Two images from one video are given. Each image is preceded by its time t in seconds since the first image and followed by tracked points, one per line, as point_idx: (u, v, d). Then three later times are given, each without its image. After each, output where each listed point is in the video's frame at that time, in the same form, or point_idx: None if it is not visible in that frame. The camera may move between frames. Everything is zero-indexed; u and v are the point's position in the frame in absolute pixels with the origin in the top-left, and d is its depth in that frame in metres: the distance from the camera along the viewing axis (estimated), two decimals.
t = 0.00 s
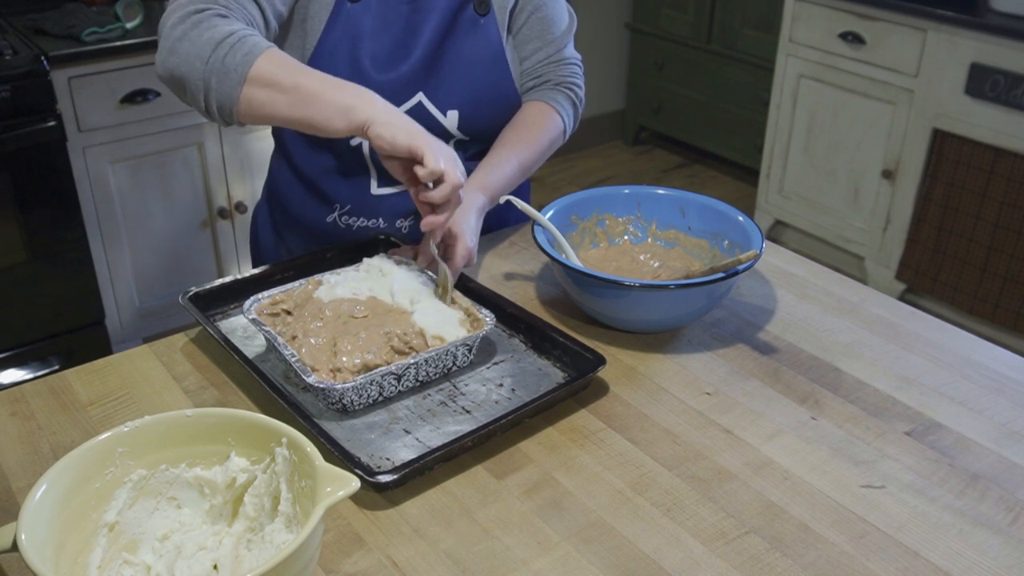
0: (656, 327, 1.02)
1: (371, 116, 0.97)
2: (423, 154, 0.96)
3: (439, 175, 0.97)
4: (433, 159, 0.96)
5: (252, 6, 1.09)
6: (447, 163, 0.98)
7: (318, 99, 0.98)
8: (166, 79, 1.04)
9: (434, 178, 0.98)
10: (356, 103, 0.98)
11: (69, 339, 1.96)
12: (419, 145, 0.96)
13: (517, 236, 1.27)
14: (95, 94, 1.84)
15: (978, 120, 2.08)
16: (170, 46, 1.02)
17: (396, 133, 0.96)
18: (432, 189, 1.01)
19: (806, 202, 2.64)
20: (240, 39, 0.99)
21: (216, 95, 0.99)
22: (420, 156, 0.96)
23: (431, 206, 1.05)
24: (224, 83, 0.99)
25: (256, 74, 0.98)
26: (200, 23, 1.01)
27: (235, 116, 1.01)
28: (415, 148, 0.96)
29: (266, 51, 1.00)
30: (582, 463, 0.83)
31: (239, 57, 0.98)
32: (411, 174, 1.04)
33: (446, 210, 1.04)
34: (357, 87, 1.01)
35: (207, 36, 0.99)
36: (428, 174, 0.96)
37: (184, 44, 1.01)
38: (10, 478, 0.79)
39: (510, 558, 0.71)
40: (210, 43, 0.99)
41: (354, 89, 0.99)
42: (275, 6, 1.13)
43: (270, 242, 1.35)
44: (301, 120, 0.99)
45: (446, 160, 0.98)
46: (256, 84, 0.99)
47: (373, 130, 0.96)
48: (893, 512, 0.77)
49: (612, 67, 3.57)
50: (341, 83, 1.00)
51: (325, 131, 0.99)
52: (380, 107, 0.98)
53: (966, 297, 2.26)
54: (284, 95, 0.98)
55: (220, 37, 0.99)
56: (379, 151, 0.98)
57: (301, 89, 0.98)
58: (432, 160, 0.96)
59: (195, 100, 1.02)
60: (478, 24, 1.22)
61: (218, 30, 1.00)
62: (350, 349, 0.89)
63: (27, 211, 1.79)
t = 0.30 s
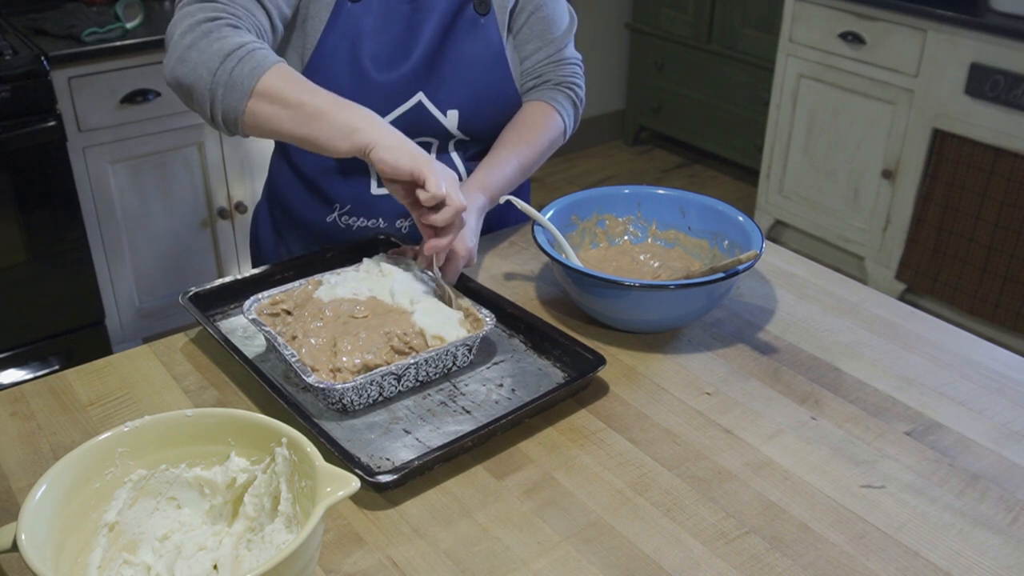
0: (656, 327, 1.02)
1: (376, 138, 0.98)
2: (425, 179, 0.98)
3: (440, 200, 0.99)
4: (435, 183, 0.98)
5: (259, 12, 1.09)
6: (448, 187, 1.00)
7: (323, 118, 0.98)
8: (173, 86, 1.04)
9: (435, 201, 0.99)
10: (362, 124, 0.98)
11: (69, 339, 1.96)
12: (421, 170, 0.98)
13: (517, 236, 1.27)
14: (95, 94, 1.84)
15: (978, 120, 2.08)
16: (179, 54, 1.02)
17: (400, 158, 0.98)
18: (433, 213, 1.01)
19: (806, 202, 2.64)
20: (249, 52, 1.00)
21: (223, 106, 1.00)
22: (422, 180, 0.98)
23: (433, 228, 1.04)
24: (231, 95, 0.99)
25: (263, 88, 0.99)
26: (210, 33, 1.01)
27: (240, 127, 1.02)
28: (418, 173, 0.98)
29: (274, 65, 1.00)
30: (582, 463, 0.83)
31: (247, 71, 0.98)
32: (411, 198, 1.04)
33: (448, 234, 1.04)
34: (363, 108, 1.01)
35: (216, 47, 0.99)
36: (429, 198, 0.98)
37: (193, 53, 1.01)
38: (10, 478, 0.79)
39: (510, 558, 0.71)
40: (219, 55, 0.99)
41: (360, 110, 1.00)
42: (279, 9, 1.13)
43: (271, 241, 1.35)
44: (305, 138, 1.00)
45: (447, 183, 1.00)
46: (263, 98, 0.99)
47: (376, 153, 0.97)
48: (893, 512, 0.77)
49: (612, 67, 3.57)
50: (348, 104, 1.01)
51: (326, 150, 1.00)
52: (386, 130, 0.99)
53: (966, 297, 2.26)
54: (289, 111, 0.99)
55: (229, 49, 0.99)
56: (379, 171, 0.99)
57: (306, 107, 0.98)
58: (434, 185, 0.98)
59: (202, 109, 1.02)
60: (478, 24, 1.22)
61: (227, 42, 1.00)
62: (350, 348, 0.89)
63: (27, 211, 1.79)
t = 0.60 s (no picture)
0: (656, 327, 1.02)
1: (369, 146, 0.97)
2: (417, 186, 0.96)
3: (432, 207, 0.97)
4: (426, 193, 0.96)
5: (257, 13, 1.09)
6: (441, 195, 0.99)
7: (318, 123, 0.98)
8: (169, 86, 1.04)
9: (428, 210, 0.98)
10: (356, 130, 0.98)
11: (69, 339, 1.96)
12: (414, 177, 0.96)
13: (517, 237, 1.27)
14: (95, 94, 1.84)
15: (978, 120, 2.08)
16: (175, 56, 1.02)
17: (392, 163, 0.96)
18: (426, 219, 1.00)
19: (806, 202, 2.64)
20: (245, 55, 1.00)
21: (217, 109, 1.00)
22: (414, 187, 0.96)
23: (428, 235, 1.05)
24: (225, 98, 0.99)
25: (258, 92, 0.99)
26: (207, 35, 1.01)
27: (234, 130, 1.02)
28: (410, 181, 0.96)
29: (270, 71, 1.00)
30: (582, 463, 0.83)
31: (242, 75, 0.98)
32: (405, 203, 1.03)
33: (442, 240, 1.03)
34: (359, 114, 1.01)
35: (213, 50, 0.99)
36: (421, 207, 0.96)
37: (190, 55, 1.01)
38: (10, 478, 0.79)
39: (510, 558, 0.71)
40: (215, 58, 0.99)
41: (356, 117, 1.00)
42: (277, 11, 1.13)
43: (271, 241, 1.36)
44: (299, 143, 0.99)
45: (440, 192, 0.99)
46: (256, 102, 0.99)
47: (368, 160, 0.97)
48: (893, 512, 0.77)
49: (612, 67, 3.58)
50: (345, 110, 1.00)
51: (323, 156, 0.99)
52: (379, 137, 0.98)
53: (966, 297, 2.26)
54: (284, 116, 0.99)
55: (225, 52, 0.99)
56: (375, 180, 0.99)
57: (301, 112, 0.98)
58: (426, 193, 0.96)
59: (197, 111, 1.02)
60: (478, 24, 1.22)
61: (223, 45, 1.00)
62: (350, 348, 0.89)
63: (27, 211, 1.79)
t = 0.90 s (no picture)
0: (656, 327, 1.02)
1: (348, 106, 0.99)
2: (397, 140, 0.98)
3: (414, 160, 0.98)
4: (407, 145, 0.97)
5: (232, 11, 1.09)
6: (421, 147, 1.00)
7: (296, 95, 0.99)
8: (147, 83, 1.05)
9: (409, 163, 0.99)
10: (333, 95, 0.99)
11: (69, 339, 1.96)
12: (393, 131, 0.98)
13: (517, 236, 1.27)
14: (95, 94, 1.84)
15: (978, 120, 2.08)
16: (148, 52, 1.02)
17: (371, 121, 0.98)
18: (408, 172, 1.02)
19: (806, 202, 2.64)
20: (217, 41, 1.00)
21: (196, 97, 1.01)
22: (394, 142, 0.98)
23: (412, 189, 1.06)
24: (203, 86, 1.00)
25: (234, 75, 0.99)
26: (178, 27, 1.02)
27: (216, 117, 1.03)
28: (390, 136, 0.98)
29: (243, 51, 1.01)
30: (582, 463, 0.83)
31: (216, 60, 0.99)
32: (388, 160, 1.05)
33: (426, 192, 1.05)
34: (337, 80, 1.02)
35: (184, 40, 1.00)
36: (402, 160, 0.98)
37: (163, 49, 1.01)
38: (10, 478, 0.79)
39: (510, 558, 0.71)
40: (187, 48, 1.00)
41: (332, 82, 1.01)
42: (258, 13, 1.13)
43: (272, 241, 1.36)
44: (281, 116, 1.01)
45: (420, 144, 1.00)
46: (233, 84, 1.00)
47: (349, 121, 0.98)
48: (893, 512, 0.77)
49: (612, 67, 3.58)
50: (319, 77, 1.01)
51: (305, 125, 1.01)
52: (356, 96, 1.00)
53: (966, 297, 2.26)
54: (262, 94, 1.00)
55: (196, 40, 1.00)
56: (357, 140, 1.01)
57: (278, 87, 0.99)
58: (406, 146, 0.97)
59: (177, 103, 1.03)
60: (478, 24, 1.22)
61: (195, 34, 1.00)
62: (350, 349, 0.89)
63: (27, 211, 1.79)
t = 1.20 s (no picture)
0: (656, 328, 1.02)
1: (346, 135, 0.99)
2: (395, 174, 0.98)
3: (411, 195, 0.99)
4: (405, 179, 0.98)
5: (234, 11, 1.09)
6: (419, 181, 1.00)
7: (296, 115, 1.00)
8: (145, 80, 1.04)
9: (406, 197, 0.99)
10: (332, 121, 1.00)
11: (69, 339, 1.96)
12: (392, 164, 0.98)
13: (517, 237, 1.27)
14: (95, 94, 1.84)
15: (978, 120, 2.08)
16: (151, 51, 1.02)
17: (369, 152, 0.98)
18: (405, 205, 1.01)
19: (806, 202, 2.64)
20: (223, 49, 1.00)
21: (195, 103, 1.00)
22: (392, 175, 0.98)
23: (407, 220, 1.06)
24: (204, 93, 1.00)
25: (236, 87, 1.00)
26: (183, 29, 1.01)
27: (212, 124, 1.03)
28: (388, 168, 0.98)
29: (248, 64, 1.01)
30: (582, 463, 0.83)
31: (220, 69, 0.99)
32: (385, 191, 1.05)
33: (421, 223, 1.05)
34: (338, 106, 1.03)
35: (189, 45, 1.00)
36: (399, 194, 0.98)
37: (166, 50, 1.01)
38: (10, 478, 0.79)
39: (510, 558, 0.71)
40: (192, 53, 0.99)
41: (333, 107, 1.01)
42: (258, 12, 1.12)
43: (271, 240, 1.36)
44: (279, 134, 1.01)
45: (418, 178, 1.00)
46: (234, 96, 1.00)
47: (348, 148, 0.99)
48: (893, 512, 0.77)
49: (612, 67, 3.57)
50: (320, 100, 1.02)
51: (302, 147, 1.01)
52: (355, 125, 1.00)
53: (966, 297, 2.26)
54: (261, 110, 1.00)
55: (202, 47, 1.00)
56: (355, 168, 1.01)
57: (279, 105, 1.00)
58: (404, 180, 0.98)
59: (174, 104, 1.03)
60: (477, 24, 1.22)
61: (200, 40, 1.00)
62: (350, 348, 0.89)
63: (27, 211, 1.79)
